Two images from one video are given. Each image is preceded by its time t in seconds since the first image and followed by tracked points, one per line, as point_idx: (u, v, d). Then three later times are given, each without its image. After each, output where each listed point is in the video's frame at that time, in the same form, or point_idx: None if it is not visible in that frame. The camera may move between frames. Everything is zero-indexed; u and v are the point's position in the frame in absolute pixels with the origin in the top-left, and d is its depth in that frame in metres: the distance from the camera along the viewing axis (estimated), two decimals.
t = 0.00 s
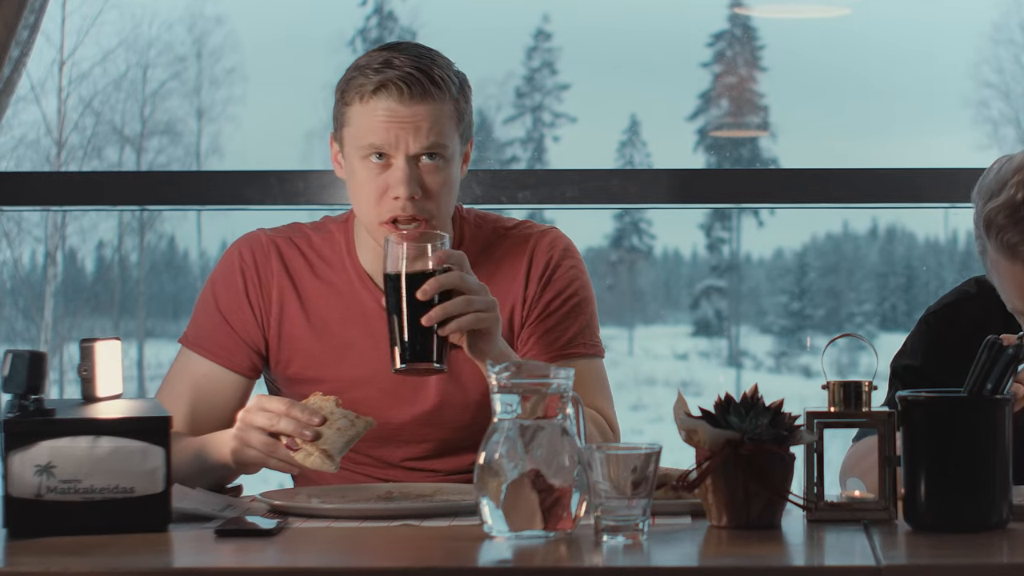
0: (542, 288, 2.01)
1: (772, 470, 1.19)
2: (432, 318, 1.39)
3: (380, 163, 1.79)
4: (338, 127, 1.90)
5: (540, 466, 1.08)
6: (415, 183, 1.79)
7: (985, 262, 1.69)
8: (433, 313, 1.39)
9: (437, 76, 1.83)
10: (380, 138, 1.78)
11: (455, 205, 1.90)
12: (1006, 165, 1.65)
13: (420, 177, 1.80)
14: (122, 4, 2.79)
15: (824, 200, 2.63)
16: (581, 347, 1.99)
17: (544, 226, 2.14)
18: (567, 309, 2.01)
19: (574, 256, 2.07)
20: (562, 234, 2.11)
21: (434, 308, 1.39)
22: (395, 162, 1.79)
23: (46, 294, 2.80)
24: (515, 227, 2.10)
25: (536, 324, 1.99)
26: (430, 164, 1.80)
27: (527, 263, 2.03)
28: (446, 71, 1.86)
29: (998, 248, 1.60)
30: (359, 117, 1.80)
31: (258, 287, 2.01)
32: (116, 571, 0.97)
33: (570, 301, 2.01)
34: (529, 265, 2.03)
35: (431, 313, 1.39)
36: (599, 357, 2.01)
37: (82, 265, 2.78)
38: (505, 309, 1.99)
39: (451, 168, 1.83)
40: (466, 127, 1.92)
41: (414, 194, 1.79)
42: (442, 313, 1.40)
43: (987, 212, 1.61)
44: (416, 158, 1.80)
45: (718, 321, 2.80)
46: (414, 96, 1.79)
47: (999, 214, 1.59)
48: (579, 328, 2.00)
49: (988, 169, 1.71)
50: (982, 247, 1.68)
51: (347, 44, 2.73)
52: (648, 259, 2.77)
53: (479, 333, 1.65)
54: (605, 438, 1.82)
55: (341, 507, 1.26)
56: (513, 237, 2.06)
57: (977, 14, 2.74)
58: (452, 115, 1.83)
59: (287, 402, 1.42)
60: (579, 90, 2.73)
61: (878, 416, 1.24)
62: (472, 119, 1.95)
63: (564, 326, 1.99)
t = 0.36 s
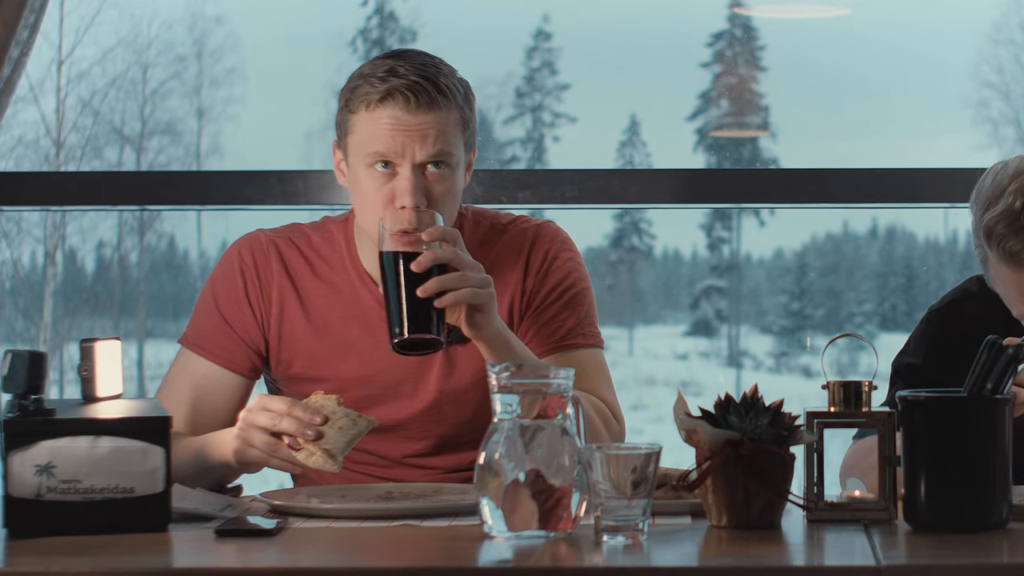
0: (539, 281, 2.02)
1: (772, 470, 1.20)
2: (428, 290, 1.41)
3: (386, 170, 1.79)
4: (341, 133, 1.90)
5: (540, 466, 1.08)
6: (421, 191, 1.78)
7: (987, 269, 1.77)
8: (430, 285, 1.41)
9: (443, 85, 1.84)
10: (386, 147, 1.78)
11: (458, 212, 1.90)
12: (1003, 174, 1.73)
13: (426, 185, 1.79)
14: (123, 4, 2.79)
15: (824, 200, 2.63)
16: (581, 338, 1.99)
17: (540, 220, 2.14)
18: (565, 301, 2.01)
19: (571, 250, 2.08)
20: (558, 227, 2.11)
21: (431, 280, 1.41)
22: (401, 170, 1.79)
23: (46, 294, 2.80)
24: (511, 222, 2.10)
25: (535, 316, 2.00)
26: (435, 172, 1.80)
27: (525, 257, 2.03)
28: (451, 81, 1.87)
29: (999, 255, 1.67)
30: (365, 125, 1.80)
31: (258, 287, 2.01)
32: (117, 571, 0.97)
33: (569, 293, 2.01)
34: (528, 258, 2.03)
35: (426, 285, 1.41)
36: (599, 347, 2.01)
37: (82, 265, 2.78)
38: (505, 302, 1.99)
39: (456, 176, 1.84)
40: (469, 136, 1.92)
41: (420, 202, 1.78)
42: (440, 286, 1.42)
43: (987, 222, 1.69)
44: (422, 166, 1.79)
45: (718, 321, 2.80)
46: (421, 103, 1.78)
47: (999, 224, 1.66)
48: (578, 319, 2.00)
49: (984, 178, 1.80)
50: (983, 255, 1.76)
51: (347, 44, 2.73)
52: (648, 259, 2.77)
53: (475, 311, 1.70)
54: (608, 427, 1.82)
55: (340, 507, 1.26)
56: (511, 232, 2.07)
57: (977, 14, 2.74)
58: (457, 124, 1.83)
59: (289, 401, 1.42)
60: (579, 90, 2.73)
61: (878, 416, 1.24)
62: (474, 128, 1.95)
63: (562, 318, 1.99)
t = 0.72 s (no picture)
0: (540, 279, 2.02)
1: (772, 470, 1.20)
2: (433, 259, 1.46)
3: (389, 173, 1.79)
4: (344, 132, 1.90)
5: (541, 465, 1.08)
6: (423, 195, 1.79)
7: (988, 244, 1.81)
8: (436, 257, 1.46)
9: (448, 88, 1.83)
10: (390, 149, 1.78)
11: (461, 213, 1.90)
12: (1001, 151, 1.79)
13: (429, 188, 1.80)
14: (123, 4, 2.79)
15: (824, 200, 2.63)
16: (582, 334, 1.98)
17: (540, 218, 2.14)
18: (565, 297, 2.01)
19: (571, 247, 2.08)
20: (558, 225, 2.11)
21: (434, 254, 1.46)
22: (404, 173, 1.79)
23: (46, 294, 2.80)
24: (510, 220, 2.10)
25: (535, 312, 2.00)
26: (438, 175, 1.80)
27: (525, 254, 2.03)
28: (456, 83, 1.86)
29: (999, 228, 1.71)
30: (368, 127, 1.80)
31: (258, 287, 2.01)
32: (117, 571, 0.97)
33: (569, 290, 2.01)
34: (527, 256, 2.04)
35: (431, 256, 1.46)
36: (601, 343, 2.00)
37: (82, 265, 2.78)
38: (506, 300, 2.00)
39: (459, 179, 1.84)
40: (473, 137, 1.92)
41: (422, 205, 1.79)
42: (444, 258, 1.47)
43: (987, 194, 1.73)
44: (425, 169, 1.79)
45: (719, 321, 2.80)
46: (426, 107, 1.78)
47: (1000, 196, 1.70)
48: (579, 315, 2.00)
49: (981, 158, 1.86)
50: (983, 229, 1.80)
51: (347, 44, 2.73)
52: (648, 259, 2.77)
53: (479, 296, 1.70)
54: (612, 421, 1.82)
55: (340, 507, 1.26)
56: (510, 229, 2.07)
57: (977, 14, 2.74)
58: (461, 126, 1.83)
59: (286, 403, 1.42)
60: (579, 90, 2.73)
61: (878, 415, 1.24)
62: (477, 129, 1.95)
63: (563, 315, 1.99)
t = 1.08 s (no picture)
0: (539, 274, 2.02)
1: (772, 470, 1.20)
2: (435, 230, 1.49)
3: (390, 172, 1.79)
4: (344, 133, 1.90)
5: (541, 465, 1.08)
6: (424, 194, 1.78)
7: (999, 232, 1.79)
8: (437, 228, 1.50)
9: (448, 88, 1.83)
10: (391, 149, 1.78)
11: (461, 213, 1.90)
12: (1011, 137, 1.76)
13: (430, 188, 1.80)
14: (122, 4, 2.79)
15: (824, 200, 2.63)
16: (582, 328, 1.99)
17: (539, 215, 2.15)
18: (564, 292, 2.01)
19: (570, 243, 2.08)
20: (557, 221, 2.12)
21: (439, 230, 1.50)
22: (405, 173, 1.79)
23: (46, 294, 2.80)
24: (507, 216, 2.10)
25: (535, 306, 2.00)
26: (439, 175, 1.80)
27: (523, 251, 2.03)
28: (456, 84, 1.87)
29: (1012, 211, 1.69)
30: (369, 128, 1.80)
31: (258, 286, 2.01)
32: (117, 571, 0.97)
33: (568, 284, 2.02)
34: (526, 253, 2.04)
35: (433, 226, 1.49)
36: (600, 339, 2.00)
37: (82, 265, 2.78)
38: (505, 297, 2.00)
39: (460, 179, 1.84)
40: (473, 137, 1.92)
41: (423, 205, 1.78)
42: (446, 229, 1.52)
43: (1000, 178, 1.70)
44: (426, 169, 1.79)
45: (719, 321, 2.80)
46: (427, 107, 1.78)
47: (1013, 178, 1.68)
48: (579, 308, 2.00)
49: (993, 145, 1.81)
50: (994, 214, 1.78)
51: (347, 44, 2.73)
52: (648, 259, 2.77)
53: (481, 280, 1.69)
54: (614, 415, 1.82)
55: (340, 507, 1.26)
56: (507, 225, 2.07)
57: (977, 14, 2.74)
58: (461, 127, 1.83)
59: (286, 402, 1.42)
60: (579, 90, 2.73)
61: (878, 416, 1.24)
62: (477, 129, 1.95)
63: (562, 309, 1.99)
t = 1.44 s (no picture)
0: (538, 272, 2.02)
1: (772, 470, 1.20)
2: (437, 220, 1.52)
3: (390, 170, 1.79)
4: (343, 131, 1.90)
5: (541, 465, 1.08)
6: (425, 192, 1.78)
7: (1003, 237, 1.82)
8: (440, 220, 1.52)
9: (448, 86, 1.84)
10: (392, 148, 1.77)
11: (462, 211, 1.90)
12: None
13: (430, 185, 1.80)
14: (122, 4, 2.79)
15: (824, 200, 2.63)
16: (582, 326, 1.99)
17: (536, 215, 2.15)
18: (564, 290, 2.01)
19: (568, 243, 2.08)
20: (556, 222, 2.12)
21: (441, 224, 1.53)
22: (405, 171, 1.79)
23: (45, 294, 2.80)
24: (506, 216, 2.10)
25: (535, 305, 2.00)
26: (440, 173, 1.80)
27: (522, 250, 2.03)
28: (456, 81, 1.87)
29: (1018, 221, 1.72)
30: (369, 126, 1.79)
31: (258, 286, 2.01)
32: (117, 571, 0.97)
33: (568, 282, 2.01)
34: (525, 252, 2.04)
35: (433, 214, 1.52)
36: (599, 337, 2.00)
37: (82, 265, 2.77)
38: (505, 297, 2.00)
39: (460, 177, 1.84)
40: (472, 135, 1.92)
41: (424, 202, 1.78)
42: (447, 221, 1.54)
43: (1009, 188, 1.72)
44: (427, 167, 1.79)
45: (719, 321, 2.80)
46: (428, 105, 1.78)
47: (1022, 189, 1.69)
48: (579, 306, 2.00)
49: (1005, 152, 1.81)
50: (1003, 224, 1.79)
51: (347, 45, 2.73)
52: (648, 259, 2.77)
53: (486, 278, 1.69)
54: (614, 412, 1.83)
55: (340, 507, 1.26)
56: (507, 225, 2.06)
57: (977, 14, 2.74)
58: (461, 124, 1.83)
59: (284, 403, 1.42)
60: (579, 90, 2.72)
61: (879, 415, 1.24)
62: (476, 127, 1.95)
63: (562, 307, 1.99)
